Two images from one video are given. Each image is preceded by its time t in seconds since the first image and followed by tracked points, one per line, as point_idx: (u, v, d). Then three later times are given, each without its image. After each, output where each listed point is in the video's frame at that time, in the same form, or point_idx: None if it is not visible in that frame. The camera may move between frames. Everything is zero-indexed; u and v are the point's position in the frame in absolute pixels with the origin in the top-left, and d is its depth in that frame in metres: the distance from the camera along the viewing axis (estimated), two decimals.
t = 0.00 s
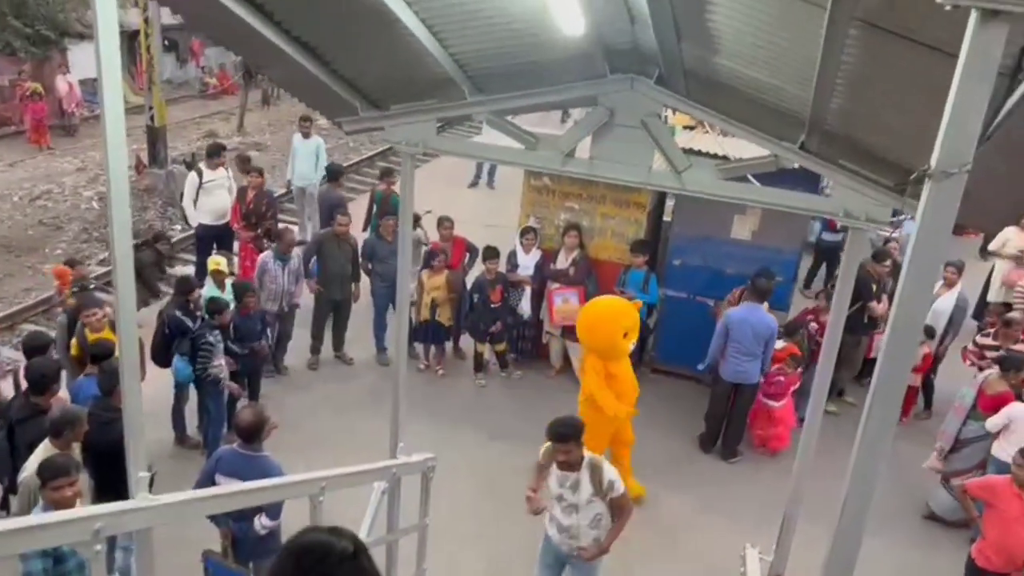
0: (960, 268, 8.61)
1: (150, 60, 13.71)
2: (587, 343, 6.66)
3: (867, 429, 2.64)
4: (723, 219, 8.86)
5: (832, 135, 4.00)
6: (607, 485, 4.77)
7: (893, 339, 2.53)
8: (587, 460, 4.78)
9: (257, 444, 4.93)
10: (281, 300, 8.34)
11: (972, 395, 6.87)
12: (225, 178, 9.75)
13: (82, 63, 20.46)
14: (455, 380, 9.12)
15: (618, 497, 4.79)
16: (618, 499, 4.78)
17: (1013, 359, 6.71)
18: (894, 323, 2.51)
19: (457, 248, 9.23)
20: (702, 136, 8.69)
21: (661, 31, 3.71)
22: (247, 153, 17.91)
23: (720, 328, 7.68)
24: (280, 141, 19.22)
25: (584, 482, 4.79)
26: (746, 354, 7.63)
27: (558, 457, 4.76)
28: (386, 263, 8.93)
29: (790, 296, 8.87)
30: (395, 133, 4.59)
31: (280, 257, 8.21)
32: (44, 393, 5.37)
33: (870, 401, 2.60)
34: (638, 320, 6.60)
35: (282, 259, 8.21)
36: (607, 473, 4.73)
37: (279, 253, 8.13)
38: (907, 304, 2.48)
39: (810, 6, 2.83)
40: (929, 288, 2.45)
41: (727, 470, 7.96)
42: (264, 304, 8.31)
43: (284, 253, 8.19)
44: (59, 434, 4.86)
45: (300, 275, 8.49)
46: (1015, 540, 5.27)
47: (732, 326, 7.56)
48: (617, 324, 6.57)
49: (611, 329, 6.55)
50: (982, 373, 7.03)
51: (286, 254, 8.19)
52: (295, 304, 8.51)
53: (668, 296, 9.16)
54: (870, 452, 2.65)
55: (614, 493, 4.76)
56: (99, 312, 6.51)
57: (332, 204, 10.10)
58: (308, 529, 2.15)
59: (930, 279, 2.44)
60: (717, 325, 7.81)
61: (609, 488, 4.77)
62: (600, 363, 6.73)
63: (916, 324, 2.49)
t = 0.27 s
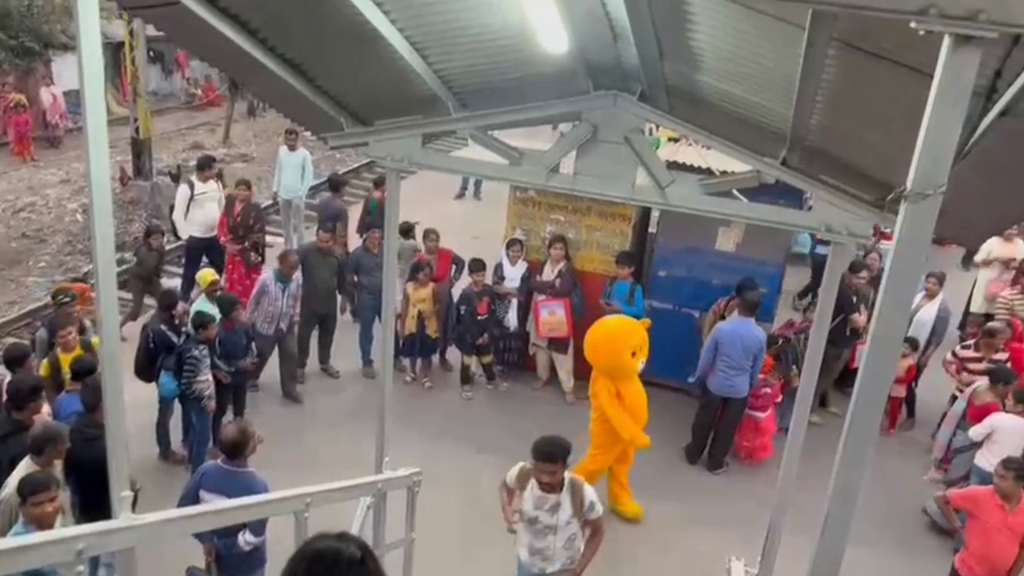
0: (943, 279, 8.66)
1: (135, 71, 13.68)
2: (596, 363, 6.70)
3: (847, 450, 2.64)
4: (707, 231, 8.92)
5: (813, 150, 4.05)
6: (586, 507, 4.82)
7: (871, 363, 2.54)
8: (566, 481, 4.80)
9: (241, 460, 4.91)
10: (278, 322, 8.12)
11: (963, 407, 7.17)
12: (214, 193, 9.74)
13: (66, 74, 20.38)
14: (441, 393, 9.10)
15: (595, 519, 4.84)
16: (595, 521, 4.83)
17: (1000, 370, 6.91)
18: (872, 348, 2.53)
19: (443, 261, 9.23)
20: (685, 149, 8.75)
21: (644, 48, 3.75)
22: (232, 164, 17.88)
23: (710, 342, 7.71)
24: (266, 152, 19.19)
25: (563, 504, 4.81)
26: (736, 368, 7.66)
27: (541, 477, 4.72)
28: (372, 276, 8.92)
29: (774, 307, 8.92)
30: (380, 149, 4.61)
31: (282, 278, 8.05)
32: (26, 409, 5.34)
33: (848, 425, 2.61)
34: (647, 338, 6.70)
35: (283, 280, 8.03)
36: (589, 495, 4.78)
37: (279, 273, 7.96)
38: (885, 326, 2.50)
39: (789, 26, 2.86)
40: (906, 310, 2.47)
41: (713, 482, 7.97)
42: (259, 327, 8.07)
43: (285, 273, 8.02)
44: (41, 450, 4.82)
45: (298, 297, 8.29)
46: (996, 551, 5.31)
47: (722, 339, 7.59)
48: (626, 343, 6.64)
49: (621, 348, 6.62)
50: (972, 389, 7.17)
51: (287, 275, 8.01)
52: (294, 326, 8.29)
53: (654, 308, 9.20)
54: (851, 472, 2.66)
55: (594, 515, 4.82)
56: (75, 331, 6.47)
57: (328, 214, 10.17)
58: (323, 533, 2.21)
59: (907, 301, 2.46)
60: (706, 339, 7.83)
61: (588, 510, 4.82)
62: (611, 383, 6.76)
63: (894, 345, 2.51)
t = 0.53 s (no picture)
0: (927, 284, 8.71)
1: (118, 79, 13.61)
2: (604, 376, 6.68)
3: (829, 457, 2.65)
4: (692, 238, 8.96)
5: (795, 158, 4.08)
6: (564, 519, 4.79)
7: (850, 372, 2.56)
8: (547, 489, 4.77)
9: (225, 469, 4.88)
10: (283, 336, 8.08)
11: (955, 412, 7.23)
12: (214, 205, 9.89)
13: (48, 81, 20.25)
14: (427, 401, 9.08)
15: (572, 532, 4.81)
16: (572, 534, 4.80)
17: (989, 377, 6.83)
18: (853, 357, 2.54)
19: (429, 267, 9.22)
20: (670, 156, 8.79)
21: (626, 57, 3.76)
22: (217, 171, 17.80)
23: (697, 349, 7.74)
24: (251, 159, 19.12)
25: (541, 512, 4.78)
26: (722, 375, 7.66)
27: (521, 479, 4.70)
28: (357, 283, 8.90)
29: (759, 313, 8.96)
30: (364, 157, 4.59)
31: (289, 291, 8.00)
32: (6, 420, 5.31)
33: (830, 433, 2.62)
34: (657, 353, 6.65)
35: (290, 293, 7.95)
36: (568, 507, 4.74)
37: (285, 286, 7.88)
38: (865, 335, 2.52)
39: (771, 35, 2.88)
40: (885, 320, 2.49)
41: (699, 487, 7.99)
42: (264, 340, 8.04)
43: (294, 287, 7.97)
44: (21, 461, 4.78)
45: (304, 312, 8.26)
46: (979, 556, 5.35)
47: (709, 347, 7.62)
48: (636, 358, 6.62)
49: (630, 363, 6.59)
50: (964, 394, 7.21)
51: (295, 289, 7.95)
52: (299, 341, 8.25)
53: (639, 314, 9.22)
54: (833, 479, 2.67)
55: (570, 528, 4.79)
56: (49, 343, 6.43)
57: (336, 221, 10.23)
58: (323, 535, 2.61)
59: (887, 310, 2.47)
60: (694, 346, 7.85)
61: (566, 523, 4.78)
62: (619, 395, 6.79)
63: (875, 353, 2.53)
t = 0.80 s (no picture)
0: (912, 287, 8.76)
1: (99, 83, 13.51)
2: (604, 387, 6.47)
3: (808, 461, 2.68)
4: (676, 242, 8.99)
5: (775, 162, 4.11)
6: (521, 528, 4.66)
7: (829, 376, 2.58)
8: (502, 498, 4.64)
9: (207, 476, 4.85)
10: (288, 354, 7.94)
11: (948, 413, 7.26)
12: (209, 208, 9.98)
13: (28, 85, 20.08)
14: (411, 405, 9.06)
15: (532, 540, 4.68)
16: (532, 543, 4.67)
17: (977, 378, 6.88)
18: (831, 361, 2.56)
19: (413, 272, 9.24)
20: (653, 160, 8.82)
21: (607, 63, 3.78)
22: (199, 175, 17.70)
23: (681, 352, 7.76)
24: (233, 164, 19.03)
25: (497, 524, 4.68)
26: (705, 378, 7.69)
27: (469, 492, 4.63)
28: (340, 288, 8.88)
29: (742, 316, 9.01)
30: (346, 162, 4.57)
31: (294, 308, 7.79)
32: None
33: (809, 436, 2.64)
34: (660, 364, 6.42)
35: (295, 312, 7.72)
36: (522, 517, 4.61)
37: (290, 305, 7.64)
38: (843, 340, 2.53)
39: (749, 41, 2.91)
40: (863, 326, 2.51)
41: (683, 490, 8.01)
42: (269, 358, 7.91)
43: (296, 306, 7.73)
44: None
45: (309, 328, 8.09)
46: (960, 557, 5.40)
47: (692, 350, 7.66)
48: (638, 369, 6.40)
49: (631, 374, 6.37)
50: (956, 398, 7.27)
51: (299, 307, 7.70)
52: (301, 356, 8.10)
53: (624, 317, 9.25)
54: (813, 482, 2.68)
55: (529, 538, 4.66)
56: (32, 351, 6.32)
57: (333, 220, 10.24)
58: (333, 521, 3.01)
59: (866, 315, 2.49)
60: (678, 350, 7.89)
61: (524, 531, 4.65)
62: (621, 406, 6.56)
63: (853, 356, 2.54)
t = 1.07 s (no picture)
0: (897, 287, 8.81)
1: (79, 83, 13.39)
2: (608, 393, 6.46)
3: (791, 460, 2.70)
4: (660, 242, 9.02)
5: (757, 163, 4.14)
6: (472, 513, 4.49)
7: (813, 376, 2.59)
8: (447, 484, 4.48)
9: (191, 479, 4.81)
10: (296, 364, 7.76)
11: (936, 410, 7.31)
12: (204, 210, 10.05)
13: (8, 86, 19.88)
14: (397, 407, 9.04)
15: (486, 524, 4.52)
16: (486, 526, 4.51)
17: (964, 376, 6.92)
18: (814, 361, 2.57)
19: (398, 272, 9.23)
20: (637, 160, 8.85)
21: (590, 65, 3.78)
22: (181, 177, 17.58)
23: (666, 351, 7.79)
24: (216, 165, 18.92)
25: (447, 513, 4.48)
26: (689, 377, 7.71)
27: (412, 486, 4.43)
28: (324, 289, 8.85)
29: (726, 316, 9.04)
30: (331, 163, 4.56)
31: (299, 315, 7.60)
32: None
33: (793, 435, 2.65)
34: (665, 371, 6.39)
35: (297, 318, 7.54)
36: (471, 500, 4.45)
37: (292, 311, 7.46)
38: (826, 339, 2.55)
39: (731, 43, 2.92)
40: (845, 326, 2.52)
41: (669, 489, 8.03)
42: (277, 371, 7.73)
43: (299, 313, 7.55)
44: None
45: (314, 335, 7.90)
46: (942, 554, 5.45)
47: (676, 348, 7.69)
48: (643, 375, 6.36)
49: (635, 380, 6.34)
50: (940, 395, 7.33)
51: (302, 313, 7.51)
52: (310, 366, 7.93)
53: (609, 317, 9.27)
54: (797, 481, 2.70)
55: (482, 521, 4.50)
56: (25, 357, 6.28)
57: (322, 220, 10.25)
58: (358, 528, 2.91)
59: (848, 315, 2.51)
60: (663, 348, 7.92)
61: (476, 514, 4.49)
62: (626, 413, 6.53)
63: (836, 356, 2.56)
